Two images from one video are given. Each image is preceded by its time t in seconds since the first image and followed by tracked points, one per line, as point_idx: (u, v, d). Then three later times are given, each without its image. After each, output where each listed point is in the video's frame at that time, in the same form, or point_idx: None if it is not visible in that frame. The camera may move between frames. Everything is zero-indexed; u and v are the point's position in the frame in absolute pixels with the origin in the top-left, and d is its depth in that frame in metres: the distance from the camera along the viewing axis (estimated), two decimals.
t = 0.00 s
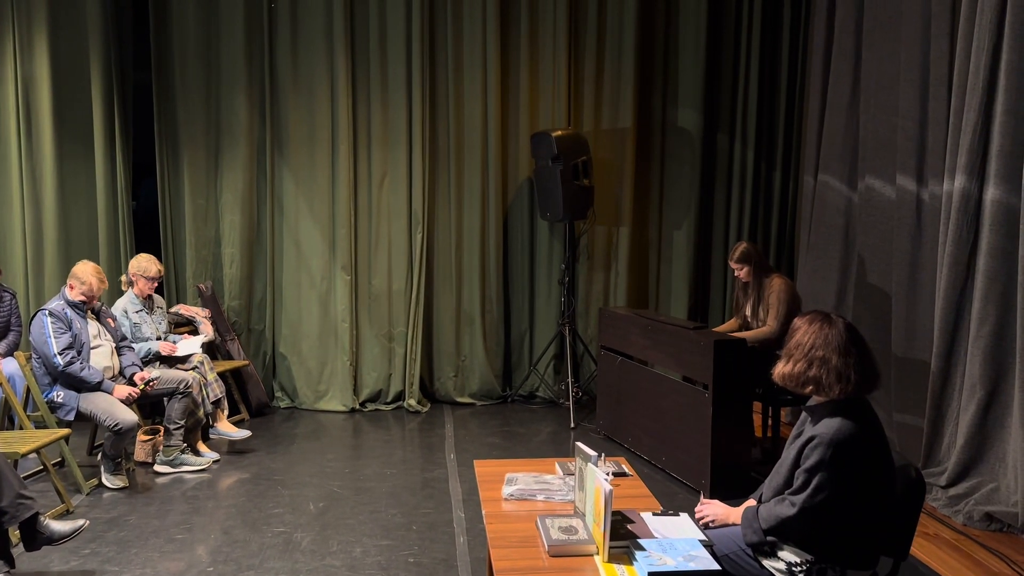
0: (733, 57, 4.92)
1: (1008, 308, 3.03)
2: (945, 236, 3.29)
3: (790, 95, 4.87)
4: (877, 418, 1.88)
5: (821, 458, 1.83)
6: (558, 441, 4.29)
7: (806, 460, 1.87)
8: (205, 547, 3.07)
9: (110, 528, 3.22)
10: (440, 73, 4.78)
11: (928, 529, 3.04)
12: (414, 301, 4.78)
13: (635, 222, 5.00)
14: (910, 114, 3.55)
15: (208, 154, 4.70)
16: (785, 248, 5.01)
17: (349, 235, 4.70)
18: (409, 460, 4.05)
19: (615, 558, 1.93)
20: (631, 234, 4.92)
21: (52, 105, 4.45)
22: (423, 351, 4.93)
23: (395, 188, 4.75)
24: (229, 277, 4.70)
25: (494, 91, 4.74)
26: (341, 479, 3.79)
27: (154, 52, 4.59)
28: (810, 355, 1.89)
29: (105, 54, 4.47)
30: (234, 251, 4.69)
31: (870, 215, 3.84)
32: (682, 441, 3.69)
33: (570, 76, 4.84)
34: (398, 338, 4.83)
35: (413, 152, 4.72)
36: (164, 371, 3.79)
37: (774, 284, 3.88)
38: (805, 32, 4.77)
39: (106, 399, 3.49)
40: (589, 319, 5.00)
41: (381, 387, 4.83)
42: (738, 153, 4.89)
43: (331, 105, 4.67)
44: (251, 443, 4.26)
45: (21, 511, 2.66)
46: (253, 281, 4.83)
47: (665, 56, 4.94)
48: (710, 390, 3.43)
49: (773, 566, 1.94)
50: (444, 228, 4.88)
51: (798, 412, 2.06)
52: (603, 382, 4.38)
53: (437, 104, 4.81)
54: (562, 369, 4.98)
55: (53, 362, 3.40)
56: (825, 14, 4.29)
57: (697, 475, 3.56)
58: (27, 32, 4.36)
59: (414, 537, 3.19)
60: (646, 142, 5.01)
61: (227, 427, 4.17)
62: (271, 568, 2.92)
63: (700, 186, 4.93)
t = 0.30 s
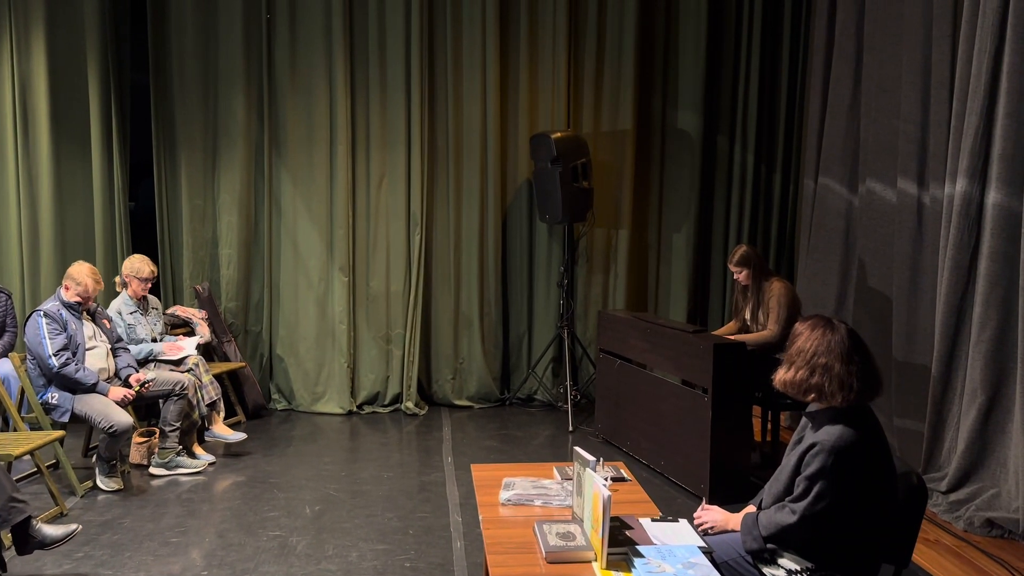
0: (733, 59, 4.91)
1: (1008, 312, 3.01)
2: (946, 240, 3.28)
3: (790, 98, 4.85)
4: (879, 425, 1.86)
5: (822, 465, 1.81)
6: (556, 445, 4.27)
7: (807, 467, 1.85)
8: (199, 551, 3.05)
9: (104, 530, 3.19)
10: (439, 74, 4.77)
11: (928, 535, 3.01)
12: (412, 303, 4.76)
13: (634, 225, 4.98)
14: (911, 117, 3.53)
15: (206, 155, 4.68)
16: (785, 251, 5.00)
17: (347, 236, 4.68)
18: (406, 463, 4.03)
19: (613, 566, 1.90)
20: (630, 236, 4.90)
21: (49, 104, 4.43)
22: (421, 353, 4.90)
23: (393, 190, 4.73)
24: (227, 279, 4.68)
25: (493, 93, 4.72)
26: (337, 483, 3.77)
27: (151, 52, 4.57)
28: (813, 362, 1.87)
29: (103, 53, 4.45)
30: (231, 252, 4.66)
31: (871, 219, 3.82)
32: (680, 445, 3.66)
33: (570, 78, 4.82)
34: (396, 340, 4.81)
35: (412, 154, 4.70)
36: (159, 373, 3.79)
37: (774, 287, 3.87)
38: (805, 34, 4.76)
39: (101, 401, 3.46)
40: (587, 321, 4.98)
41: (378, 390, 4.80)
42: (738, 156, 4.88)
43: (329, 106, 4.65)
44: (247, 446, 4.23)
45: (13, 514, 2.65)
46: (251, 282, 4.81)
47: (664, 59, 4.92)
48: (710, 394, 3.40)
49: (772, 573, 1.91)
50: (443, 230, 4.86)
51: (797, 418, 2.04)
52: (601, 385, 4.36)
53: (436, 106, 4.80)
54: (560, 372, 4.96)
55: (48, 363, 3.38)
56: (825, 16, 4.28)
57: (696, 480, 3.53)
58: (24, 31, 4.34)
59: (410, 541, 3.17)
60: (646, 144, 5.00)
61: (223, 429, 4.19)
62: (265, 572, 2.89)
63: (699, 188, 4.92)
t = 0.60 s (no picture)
0: (732, 62, 4.90)
1: (1008, 316, 3.00)
2: (946, 244, 3.26)
3: (789, 101, 4.84)
4: (879, 432, 1.84)
5: (821, 473, 1.79)
6: (553, 449, 4.24)
7: (807, 475, 1.83)
8: (193, 555, 3.02)
9: (97, 534, 3.16)
10: (437, 76, 4.75)
11: (927, 542, 3.00)
12: (409, 306, 4.74)
13: (632, 228, 4.96)
14: (910, 121, 3.52)
15: (202, 156, 4.66)
16: (783, 255, 4.98)
17: (343, 238, 4.66)
18: (402, 467, 4.00)
19: (609, 572, 1.89)
20: (628, 239, 4.89)
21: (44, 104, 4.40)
22: (417, 356, 4.88)
23: (391, 192, 4.71)
24: (223, 281, 4.65)
25: (491, 95, 4.71)
26: (332, 487, 3.74)
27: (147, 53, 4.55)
28: (814, 372, 1.84)
29: (99, 54, 4.43)
30: (227, 254, 4.64)
31: (869, 223, 3.80)
32: (678, 450, 3.65)
33: (568, 81, 4.80)
34: (392, 343, 4.78)
35: (409, 156, 4.68)
36: (154, 375, 3.77)
37: (773, 291, 3.85)
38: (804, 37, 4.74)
39: (95, 404, 3.44)
40: (585, 324, 4.96)
41: (374, 393, 4.78)
42: (736, 159, 4.86)
43: (327, 108, 4.63)
44: (242, 449, 4.21)
45: (7, 517, 2.76)
46: (246, 285, 4.78)
47: (663, 61, 4.91)
48: (708, 398, 3.38)
49: None
50: (440, 232, 4.84)
51: (797, 425, 2.02)
52: (598, 389, 4.34)
53: (433, 108, 4.78)
54: (558, 376, 4.94)
55: (41, 365, 3.35)
56: (824, 20, 4.26)
57: (693, 484, 3.51)
58: (20, 31, 4.32)
59: (406, 546, 3.14)
60: (644, 147, 4.98)
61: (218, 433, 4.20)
62: None
63: (697, 191, 4.90)
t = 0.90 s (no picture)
0: (726, 65, 4.90)
1: (1002, 319, 3.00)
2: (940, 246, 3.26)
3: (783, 103, 4.85)
4: (875, 436, 1.84)
5: (818, 476, 1.79)
6: (547, 451, 4.23)
7: (803, 477, 1.82)
8: (185, 558, 3.00)
9: (88, 537, 3.13)
10: (431, 77, 4.74)
11: (922, 544, 3.00)
12: (402, 307, 4.72)
13: (627, 230, 4.96)
14: (904, 124, 3.52)
15: (195, 156, 4.63)
16: (777, 257, 4.98)
17: (337, 239, 4.64)
18: (396, 469, 3.98)
19: None
20: (622, 241, 4.88)
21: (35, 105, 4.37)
22: (411, 358, 4.87)
23: (385, 193, 4.70)
24: (215, 282, 4.62)
25: (485, 97, 4.70)
26: (325, 489, 3.72)
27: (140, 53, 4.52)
28: (813, 380, 1.83)
29: (91, 54, 4.40)
30: (220, 255, 4.61)
31: (864, 225, 3.81)
32: (672, 451, 3.64)
33: (563, 83, 4.80)
34: (386, 345, 4.76)
35: (403, 158, 4.67)
36: (146, 377, 3.74)
37: (768, 293, 3.85)
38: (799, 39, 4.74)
39: (86, 406, 3.41)
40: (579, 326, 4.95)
41: (368, 395, 4.76)
42: (731, 162, 4.87)
43: (320, 109, 4.61)
44: (234, 451, 4.18)
45: None
46: (239, 287, 4.76)
47: (657, 63, 4.91)
48: (703, 400, 3.38)
49: None
50: (434, 234, 4.82)
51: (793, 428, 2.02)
52: (593, 391, 4.33)
53: (428, 109, 4.76)
54: (552, 378, 4.93)
55: (32, 367, 3.32)
56: (818, 23, 4.27)
57: (688, 487, 3.51)
58: (12, 31, 4.29)
59: (400, 549, 3.12)
60: (639, 149, 4.98)
61: (210, 435, 4.17)
62: None
63: (692, 193, 4.90)
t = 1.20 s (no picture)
0: (717, 68, 4.92)
1: (991, 320, 3.03)
2: (930, 248, 3.29)
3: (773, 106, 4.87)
4: (870, 438, 1.85)
5: (813, 477, 1.80)
6: (539, 452, 4.24)
7: (799, 479, 1.83)
8: (177, 561, 2.98)
9: (78, 541, 3.10)
10: (422, 78, 4.73)
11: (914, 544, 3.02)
12: (394, 309, 4.71)
13: (618, 231, 4.97)
14: (894, 127, 3.55)
15: (184, 157, 4.61)
16: (768, 258, 5.01)
17: (328, 241, 4.62)
18: (388, 471, 3.98)
19: None
20: (614, 243, 4.89)
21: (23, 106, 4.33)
22: (403, 360, 4.86)
23: (376, 194, 4.69)
24: (206, 284, 4.59)
25: (477, 99, 4.70)
26: (317, 492, 3.71)
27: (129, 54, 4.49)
28: (811, 383, 1.83)
29: (79, 55, 4.36)
30: (210, 256, 4.59)
31: (854, 228, 3.84)
32: (665, 452, 3.65)
33: (554, 85, 4.81)
34: (378, 347, 4.75)
35: (394, 160, 4.66)
36: (136, 380, 3.71)
37: (759, 294, 3.87)
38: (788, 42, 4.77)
39: (76, 409, 3.38)
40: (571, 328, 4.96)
41: (360, 397, 4.75)
42: (721, 164, 4.89)
43: (311, 110, 4.59)
44: (225, 454, 4.16)
45: None
46: (229, 289, 4.73)
47: (648, 66, 4.93)
48: (696, 401, 3.39)
49: None
50: (425, 235, 4.81)
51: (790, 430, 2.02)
52: (585, 392, 4.34)
53: (419, 111, 4.76)
54: (544, 379, 4.93)
55: (21, 369, 3.29)
56: (808, 27, 4.30)
57: (681, 487, 3.52)
58: None
59: (394, 552, 3.12)
60: (630, 151, 4.99)
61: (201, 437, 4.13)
62: None
63: (683, 195, 4.92)
